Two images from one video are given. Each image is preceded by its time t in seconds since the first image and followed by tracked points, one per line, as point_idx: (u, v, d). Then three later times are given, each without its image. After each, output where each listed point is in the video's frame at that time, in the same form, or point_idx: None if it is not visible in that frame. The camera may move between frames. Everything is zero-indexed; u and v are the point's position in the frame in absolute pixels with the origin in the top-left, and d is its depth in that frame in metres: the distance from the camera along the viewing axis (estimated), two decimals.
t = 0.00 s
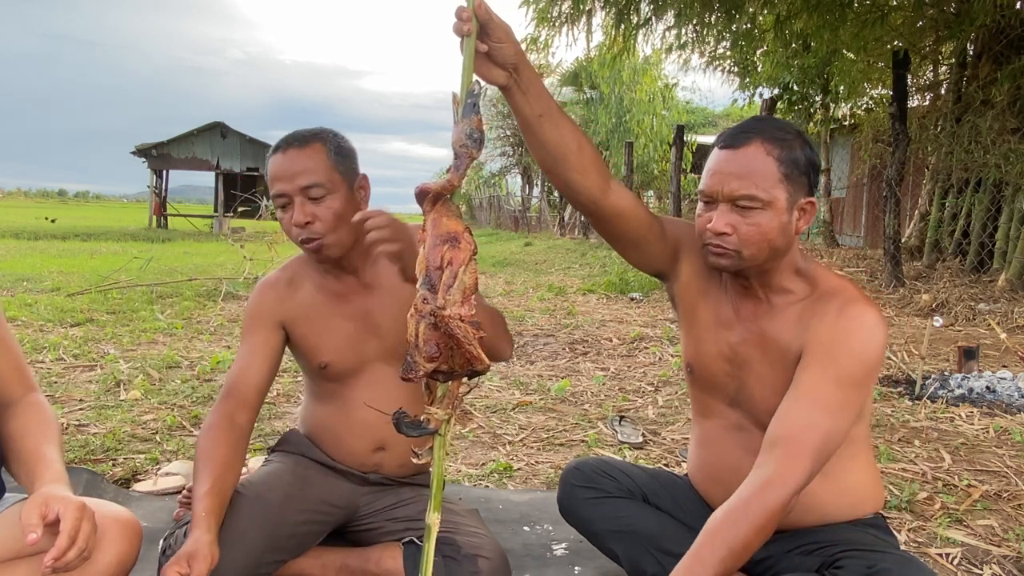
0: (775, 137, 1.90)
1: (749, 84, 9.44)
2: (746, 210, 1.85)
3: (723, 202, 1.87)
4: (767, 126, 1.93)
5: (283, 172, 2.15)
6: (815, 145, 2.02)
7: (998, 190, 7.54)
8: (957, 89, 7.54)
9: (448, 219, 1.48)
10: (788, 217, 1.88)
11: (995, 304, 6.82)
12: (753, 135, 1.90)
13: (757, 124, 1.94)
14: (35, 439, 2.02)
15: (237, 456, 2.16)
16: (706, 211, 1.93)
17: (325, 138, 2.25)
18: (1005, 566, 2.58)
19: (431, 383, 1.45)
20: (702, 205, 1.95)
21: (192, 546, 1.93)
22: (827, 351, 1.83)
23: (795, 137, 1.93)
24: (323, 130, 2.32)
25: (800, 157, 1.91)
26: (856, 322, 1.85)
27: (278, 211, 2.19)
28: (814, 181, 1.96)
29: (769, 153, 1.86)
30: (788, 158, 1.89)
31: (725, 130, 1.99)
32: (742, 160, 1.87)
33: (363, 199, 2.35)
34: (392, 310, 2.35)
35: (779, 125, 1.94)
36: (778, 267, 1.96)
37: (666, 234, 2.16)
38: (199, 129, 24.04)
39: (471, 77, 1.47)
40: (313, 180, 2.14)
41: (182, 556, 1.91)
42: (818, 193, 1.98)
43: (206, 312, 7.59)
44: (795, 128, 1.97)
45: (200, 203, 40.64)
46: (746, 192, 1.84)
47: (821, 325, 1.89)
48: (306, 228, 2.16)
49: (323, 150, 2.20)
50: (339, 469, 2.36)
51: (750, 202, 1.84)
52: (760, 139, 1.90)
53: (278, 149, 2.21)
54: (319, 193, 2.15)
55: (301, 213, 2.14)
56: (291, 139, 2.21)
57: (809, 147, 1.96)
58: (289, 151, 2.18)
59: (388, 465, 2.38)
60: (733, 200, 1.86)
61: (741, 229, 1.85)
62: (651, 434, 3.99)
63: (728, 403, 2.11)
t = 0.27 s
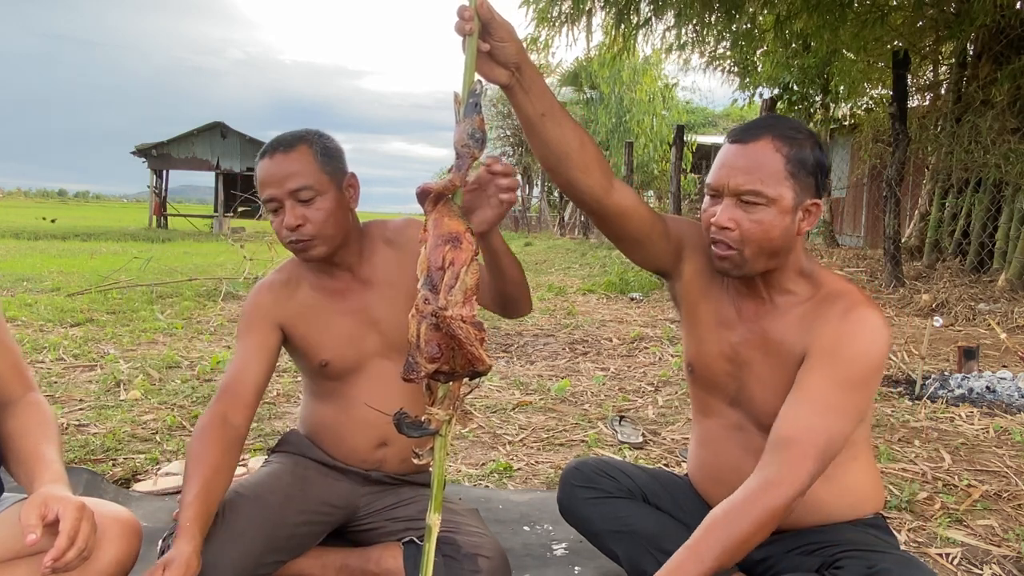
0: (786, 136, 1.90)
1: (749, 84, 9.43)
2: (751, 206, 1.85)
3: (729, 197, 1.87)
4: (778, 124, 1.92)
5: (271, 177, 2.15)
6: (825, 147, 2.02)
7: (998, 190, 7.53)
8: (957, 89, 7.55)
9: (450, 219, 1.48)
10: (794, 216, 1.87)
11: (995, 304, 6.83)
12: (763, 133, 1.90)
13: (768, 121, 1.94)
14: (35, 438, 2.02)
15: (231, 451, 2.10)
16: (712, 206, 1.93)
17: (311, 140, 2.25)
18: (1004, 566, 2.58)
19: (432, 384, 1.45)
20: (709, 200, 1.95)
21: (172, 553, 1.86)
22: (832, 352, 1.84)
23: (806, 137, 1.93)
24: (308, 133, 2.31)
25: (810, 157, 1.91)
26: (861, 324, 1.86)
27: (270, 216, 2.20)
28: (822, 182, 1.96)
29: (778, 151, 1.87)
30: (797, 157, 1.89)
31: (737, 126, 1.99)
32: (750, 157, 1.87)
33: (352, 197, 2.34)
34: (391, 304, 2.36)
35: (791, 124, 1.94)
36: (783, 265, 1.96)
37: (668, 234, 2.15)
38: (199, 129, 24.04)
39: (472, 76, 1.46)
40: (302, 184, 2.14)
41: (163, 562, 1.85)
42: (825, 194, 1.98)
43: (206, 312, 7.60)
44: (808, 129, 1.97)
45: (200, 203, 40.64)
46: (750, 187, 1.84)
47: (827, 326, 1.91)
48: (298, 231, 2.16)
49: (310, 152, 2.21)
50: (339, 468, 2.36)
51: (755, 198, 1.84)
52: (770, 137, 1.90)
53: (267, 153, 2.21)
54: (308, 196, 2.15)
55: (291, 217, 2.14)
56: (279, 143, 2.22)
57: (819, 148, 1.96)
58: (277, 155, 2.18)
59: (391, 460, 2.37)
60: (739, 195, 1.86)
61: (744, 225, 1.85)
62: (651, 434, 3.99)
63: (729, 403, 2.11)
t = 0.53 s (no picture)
0: (793, 133, 1.91)
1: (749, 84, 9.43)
2: (756, 202, 1.87)
3: (734, 193, 1.89)
4: (786, 121, 1.94)
5: (266, 179, 2.16)
6: (830, 148, 2.02)
7: (998, 190, 7.53)
8: (957, 89, 7.54)
9: (452, 219, 1.49)
10: (798, 212, 1.88)
11: (995, 304, 6.82)
12: (771, 129, 1.91)
13: (776, 118, 1.95)
14: (34, 438, 2.02)
15: (227, 448, 2.07)
16: (718, 201, 1.94)
17: (302, 141, 2.25)
18: (1004, 566, 2.58)
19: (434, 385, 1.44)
20: (715, 195, 1.96)
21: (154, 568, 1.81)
22: (849, 349, 1.87)
23: (813, 134, 1.94)
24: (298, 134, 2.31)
25: (817, 154, 1.92)
26: (875, 319, 1.89)
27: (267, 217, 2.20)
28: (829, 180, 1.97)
29: (785, 147, 1.88)
30: (804, 153, 1.90)
31: (745, 122, 2.00)
32: (757, 152, 1.89)
33: (347, 197, 2.34)
34: (388, 302, 2.36)
35: (798, 121, 1.95)
36: (786, 261, 1.97)
37: (670, 232, 2.14)
38: (199, 129, 24.04)
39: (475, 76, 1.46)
40: (296, 184, 2.14)
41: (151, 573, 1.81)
42: (831, 192, 1.99)
43: (206, 312, 7.59)
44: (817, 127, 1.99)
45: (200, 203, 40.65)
46: (755, 182, 1.86)
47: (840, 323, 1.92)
48: (295, 232, 2.17)
49: (301, 152, 2.21)
50: (339, 467, 2.36)
51: (760, 193, 1.86)
52: (776, 133, 1.91)
53: (260, 155, 2.22)
54: (302, 196, 2.15)
55: (287, 218, 2.15)
56: (272, 144, 2.22)
57: (826, 146, 1.97)
58: (271, 156, 2.19)
59: (393, 457, 2.37)
60: (744, 190, 1.87)
61: (749, 220, 1.86)
62: (651, 434, 3.99)
63: (731, 401, 2.10)
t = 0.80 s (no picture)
0: (803, 128, 1.93)
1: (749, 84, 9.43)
2: (764, 194, 1.88)
3: (743, 185, 1.90)
4: (796, 117, 1.96)
5: (273, 167, 2.20)
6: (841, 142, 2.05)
7: (998, 190, 7.53)
8: (957, 89, 7.55)
9: (447, 219, 1.49)
10: (807, 207, 1.89)
11: (995, 304, 6.83)
12: (781, 124, 1.94)
13: (786, 114, 1.97)
14: (34, 438, 2.02)
15: (225, 450, 2.06)
16: (726, 194, 1.95)
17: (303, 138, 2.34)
18: (1004, 566, 2.58)
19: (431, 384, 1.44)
20: (724, 189, 1.97)
21: None
22: (877, 348, 1.88)
23: (823, 130, 1.96)
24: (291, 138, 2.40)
25: (826, 150, 1.94)
26: (897, 317, 1.90)
27: (272, 207, 2.20)
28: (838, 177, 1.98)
29: (795, 142, 1.90)
30: (813, 148, 1.92)
31: (755, 118, 2.03)
32: (766, 146, 1.91)
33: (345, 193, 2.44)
34: (386, 302, 2.36)
35: (809, 118, 1.97)
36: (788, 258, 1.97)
37: (673, 229, 2.14)
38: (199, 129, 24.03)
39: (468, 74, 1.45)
40: (306, 171, 2.20)
41: None
42: (840, 190, 2.00)
43: (206, 312, 7.59)
44: (826, 124, 2.00)
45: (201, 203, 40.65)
46: (764, 174, 1.87)
47: (859, 321, 1.93)
48: (306, 217, 2.18)
49: (307, 145, 2.27)
50: (339, 467, 2.36)
51: (769, 185, 1.87)
52: (787, 128, 1.93)
53: (262, 150, 2.25)
54: (312, 182, 2.21)
55: (300, 203, 2.17)
56: (274, 139, 2.27)
57: (836, 143, 1.98)
58: (274, 149, 2.23)
59: (392, 456, 2.36)
60: (753, 182, 1.89)
61: (757, 213, 1.87)
62: (651, 434, 3.99)
63: (734, 398, 2.10)
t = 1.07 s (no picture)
0: (814, 126, 1.94)
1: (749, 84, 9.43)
2: (774, 191, 1.88)
3: (753, 182, 1.91)
4: (807, 115, 1.96)
5: (276, 165, 2.20)
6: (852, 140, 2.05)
7: (998, 190, 7.53)
8: (957, 89, 7.55)
9: (441, 218, 1.50)
10: (817, 204, 1.89)
11: (995, 304, 6.83)
12: (792, 122, 1.94)
13: (798, 112, 1.98)
14: (34, 437, 2.02)
15: (228, 453, 2.06)
16: (737, 191, 1.96)
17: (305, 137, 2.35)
18: (1004, 567, 2.58)
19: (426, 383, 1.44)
20: (734, 186, 1.98)
21: None
22: (891, 353, 1.90)
23: (834, 129, 1.96)
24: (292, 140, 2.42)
25: (838, 148, 1.94)
26: (908, 322, 1.92)
27: (276, 203, 2.19)
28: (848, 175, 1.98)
29: (806, 140, 1.90)
30: (825, 146, 1.92)
31: (766, 116, 2.04)
32: (778, 143, 1.91)
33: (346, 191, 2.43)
34: (386, 302, 2.36)
35: (819, 116, 1.97)
36: (792, 257, 1.97)
37: (677, 225, 2.14)
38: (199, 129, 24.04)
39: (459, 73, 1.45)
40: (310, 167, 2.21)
41: None
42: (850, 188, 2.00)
43: (206, 312, 7.59)
44: (837, 122, 2.00)
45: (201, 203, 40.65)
46: (775, 172, 1.88)
47: (870, 325, 1.94)
48: (311, 212, 2.18)
49: (309, 143, 2.29)
50: (340, 467, 2.36)
51: (779, 182, 1.88)
52: (799, 126, 1.94)
53: (265, 148, 2.26)
54: (317, 178, 2.21)
55: (304, 198, 2.17)
56: (276, 138, 2.28)
57: (847, 141, 1.98)
58: (277, 147, 2.24)
59: (392, 456, 2.36)
60: (763, 179, 1.89)
61: (767, 210, 1.87)
62: (651, 434, 3.99)
63: (737, 396, 2.10)
